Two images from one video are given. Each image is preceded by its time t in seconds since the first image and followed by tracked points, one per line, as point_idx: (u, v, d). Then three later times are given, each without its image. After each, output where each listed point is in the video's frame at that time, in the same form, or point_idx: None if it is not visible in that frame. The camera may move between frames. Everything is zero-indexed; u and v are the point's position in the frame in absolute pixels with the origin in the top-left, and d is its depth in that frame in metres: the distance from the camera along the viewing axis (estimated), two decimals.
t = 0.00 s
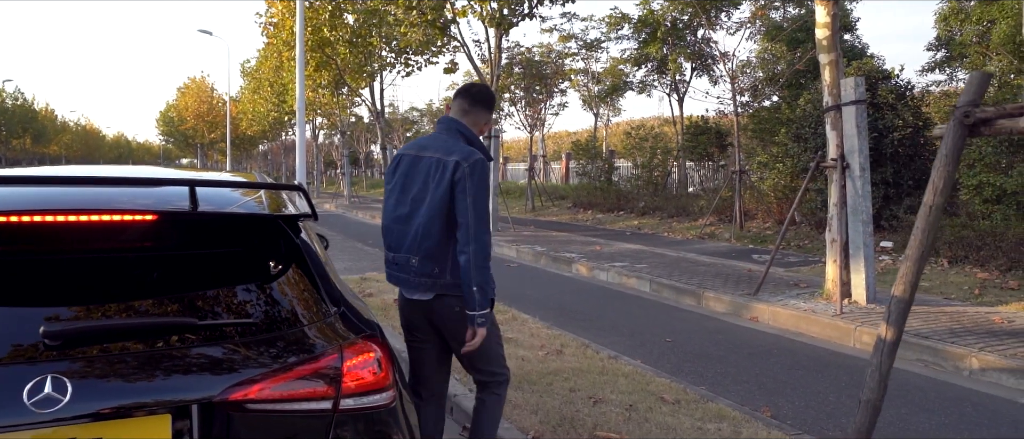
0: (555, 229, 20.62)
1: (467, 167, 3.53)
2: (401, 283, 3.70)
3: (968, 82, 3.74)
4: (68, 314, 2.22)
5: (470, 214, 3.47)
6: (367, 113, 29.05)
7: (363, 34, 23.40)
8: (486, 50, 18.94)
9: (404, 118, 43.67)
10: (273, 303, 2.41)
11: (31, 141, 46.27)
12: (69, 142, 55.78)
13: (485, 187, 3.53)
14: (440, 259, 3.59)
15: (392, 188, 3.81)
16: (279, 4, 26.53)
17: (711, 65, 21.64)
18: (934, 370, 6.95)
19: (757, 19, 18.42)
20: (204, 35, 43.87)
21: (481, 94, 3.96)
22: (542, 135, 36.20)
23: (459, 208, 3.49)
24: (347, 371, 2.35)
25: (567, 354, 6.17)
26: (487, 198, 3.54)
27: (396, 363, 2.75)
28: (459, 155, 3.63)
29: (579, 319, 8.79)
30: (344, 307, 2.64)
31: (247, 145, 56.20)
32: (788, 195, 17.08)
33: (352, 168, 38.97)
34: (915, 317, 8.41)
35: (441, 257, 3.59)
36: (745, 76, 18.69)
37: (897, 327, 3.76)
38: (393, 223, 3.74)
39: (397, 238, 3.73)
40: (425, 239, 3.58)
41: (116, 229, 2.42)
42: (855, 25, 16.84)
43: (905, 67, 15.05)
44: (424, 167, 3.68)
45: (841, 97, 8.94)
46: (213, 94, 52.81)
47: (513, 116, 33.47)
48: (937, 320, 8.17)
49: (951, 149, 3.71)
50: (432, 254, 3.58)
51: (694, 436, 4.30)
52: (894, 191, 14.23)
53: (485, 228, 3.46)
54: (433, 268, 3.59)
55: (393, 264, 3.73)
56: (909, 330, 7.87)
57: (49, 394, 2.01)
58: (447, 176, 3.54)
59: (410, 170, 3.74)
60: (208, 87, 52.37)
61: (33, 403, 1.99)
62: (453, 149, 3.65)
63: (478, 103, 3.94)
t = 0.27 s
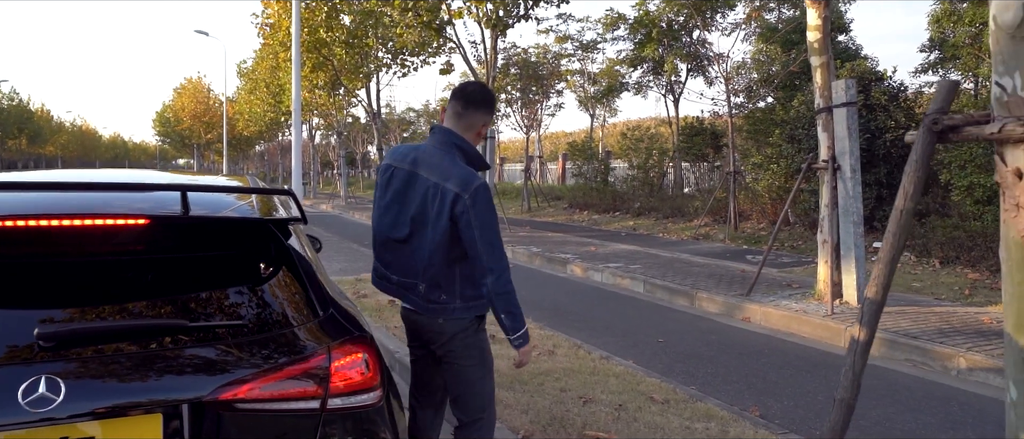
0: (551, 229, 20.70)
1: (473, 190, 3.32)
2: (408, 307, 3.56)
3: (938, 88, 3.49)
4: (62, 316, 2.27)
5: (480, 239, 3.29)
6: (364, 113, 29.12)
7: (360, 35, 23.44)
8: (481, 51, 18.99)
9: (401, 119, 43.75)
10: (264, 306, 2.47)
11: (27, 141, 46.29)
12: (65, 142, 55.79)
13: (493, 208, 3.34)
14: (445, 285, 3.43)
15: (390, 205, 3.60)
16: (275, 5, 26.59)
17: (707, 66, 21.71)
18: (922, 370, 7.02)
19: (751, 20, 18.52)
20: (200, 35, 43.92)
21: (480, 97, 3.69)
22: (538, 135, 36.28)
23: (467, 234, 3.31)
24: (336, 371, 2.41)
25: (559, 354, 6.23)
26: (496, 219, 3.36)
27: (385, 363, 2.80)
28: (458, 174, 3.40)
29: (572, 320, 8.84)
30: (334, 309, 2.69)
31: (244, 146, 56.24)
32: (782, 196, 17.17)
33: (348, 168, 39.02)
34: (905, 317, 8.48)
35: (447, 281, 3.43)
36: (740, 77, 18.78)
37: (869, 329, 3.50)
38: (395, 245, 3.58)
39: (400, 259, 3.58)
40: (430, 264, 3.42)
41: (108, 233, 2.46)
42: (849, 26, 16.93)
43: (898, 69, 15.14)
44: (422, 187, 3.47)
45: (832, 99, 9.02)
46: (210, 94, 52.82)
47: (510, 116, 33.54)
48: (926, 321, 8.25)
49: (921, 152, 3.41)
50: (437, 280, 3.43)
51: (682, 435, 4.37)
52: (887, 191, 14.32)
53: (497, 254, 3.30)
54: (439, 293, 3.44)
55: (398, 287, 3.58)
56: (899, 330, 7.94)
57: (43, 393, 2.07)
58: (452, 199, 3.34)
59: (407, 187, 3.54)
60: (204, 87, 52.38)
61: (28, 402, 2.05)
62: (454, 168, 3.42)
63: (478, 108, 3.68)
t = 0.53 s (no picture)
0: (546, 230, 20.78)
1: (438, 190, 3.17)
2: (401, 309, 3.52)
3: (906, 96, 3.22)
4: (58, 318, 2.34)
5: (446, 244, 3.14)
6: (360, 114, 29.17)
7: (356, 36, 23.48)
8: (477, 53, 19.04)
9: (397, 119, 43.82)
10: (256, 308, 2.53)
11: (23, 142, 46.32)
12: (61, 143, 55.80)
13: (457, 212, 3.16)
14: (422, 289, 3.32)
15: (390, 204, 3.57)
16: (272, 6, 26.64)
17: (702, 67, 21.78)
18: (911, 370, 7.10)
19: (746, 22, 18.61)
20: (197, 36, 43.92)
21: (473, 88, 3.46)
22: (535, 136, 36.34)
23: (431, 237, 3.17)
24: (325, 371, 2.48)
25: (550, 355, 6.30)
26: (464, 222, 3.17)
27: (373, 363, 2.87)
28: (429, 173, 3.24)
29: (566, 321, 8.91)
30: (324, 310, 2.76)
31: (241, 147, 56.29)
32: (776, 196, 17.27)
33: (345, 168, 39.08)
34: (895, 317, 8.56)
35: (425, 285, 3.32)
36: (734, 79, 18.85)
37: (842, 328, 3.29)
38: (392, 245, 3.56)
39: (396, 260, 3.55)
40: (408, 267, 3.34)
41: (102, 237, 2.53)
42: (843, 28, 17.01)
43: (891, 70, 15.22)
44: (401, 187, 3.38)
45: (824, 101, 9.09)
46: (207, 95, 52.85)
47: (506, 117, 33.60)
48: (916, 321, 8.33)
49: (886, 158, 3.14)
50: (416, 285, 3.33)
51: (670, 434, 4.45)
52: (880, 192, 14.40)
53: (459, 260, 3.13)
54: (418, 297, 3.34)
55: (395, 288, 3.56)
56: (888, 330, 8.02)
57: (40, 392, 2.13)
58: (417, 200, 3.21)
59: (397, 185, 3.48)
60: (201, 87, 52.41)
61: (25, 401, 2.12)
62: (426, 167, 3.27)
63: (471, 98, 3.44)
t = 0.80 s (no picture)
0: (542, 230, 20.88)
1: (426, 188, 3.12)
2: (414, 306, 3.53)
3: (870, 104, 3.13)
4: (56, 316, 2.42)
5: (423, 247, 3.07)
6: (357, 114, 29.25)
7: (353, 37, 23.55)
8: (473, 54, 19.12)
9: (395, 120, 43.92)
10: (249, 308, 2.61)
11: (21, 142, 46.38)
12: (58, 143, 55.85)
13: (440, 212, 3.08)
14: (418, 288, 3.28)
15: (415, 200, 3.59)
16: (269, 7, 26.71)
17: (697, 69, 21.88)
18: (898, 368, 7.20)
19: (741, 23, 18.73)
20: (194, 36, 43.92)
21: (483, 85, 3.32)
22: (532, 137, 36.44)
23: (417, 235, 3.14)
24: (314, 366, 2.56)
25: (542, 353, 6.39)
26: (447, 223, 3.08)
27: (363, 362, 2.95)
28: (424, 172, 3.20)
29: (559, 320, 8.99)
30: (314, 310, 2.84)
31: (238, 147, 56.38)
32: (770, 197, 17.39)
33: (342, 169, 39.17)
34: (884, 317, 8.66)
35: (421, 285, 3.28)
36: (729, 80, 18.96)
37: (813, 325, 3.12)
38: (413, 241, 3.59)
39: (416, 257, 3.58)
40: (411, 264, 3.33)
41: (100, 237, 2.61)
42: (837, 30, 17.12)
43: (884, 71, 15.32)
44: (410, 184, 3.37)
45: (815, 103, 9.19)
46: (204, 95, 52.92)
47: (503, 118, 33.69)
48: (905, 321, 8.43)
49: (852, 163, 3.04)
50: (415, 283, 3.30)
51: (656, 430, 4.54)
52: (873, 193, 14.50)
53: (436, 262, 3.03)
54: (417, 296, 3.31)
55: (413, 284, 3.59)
56: (877, 330, 8.12)
57: (39, 386, 2.22)
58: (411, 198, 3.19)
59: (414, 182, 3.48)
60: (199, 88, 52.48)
61: (25, 395, 2.20)
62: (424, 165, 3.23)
63: (478, 97, 3.29)
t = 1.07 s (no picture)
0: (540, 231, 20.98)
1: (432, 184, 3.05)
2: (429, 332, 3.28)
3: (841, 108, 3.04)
4: (57, 312, 2.50)
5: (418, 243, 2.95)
6: (356, 115, 29.35)
7: (352, 38, 23.62)
8: (470, 55, 19.20)
9: (393, 121, 44.04)
10: (247, 305, 2.70)
11: (20, 142, 46.58)
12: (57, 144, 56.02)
13: (438, 208, 2.96)
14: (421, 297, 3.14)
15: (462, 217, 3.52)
16: (267, 9, 26.83)
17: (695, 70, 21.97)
18: (889, 367, 7.28)
19: (737, 25, 18.83)
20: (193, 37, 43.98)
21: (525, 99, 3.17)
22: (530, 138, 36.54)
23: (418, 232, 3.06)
24: (308, 360, 2.65)
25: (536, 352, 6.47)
26: (442, 221, 2.94)
27: (355, 358, 3.04)
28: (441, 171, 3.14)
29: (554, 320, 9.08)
30: (308, 306, 2.95)
31: (237, 148, 56.49)
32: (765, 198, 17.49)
33: (340, 169, 39.26)
34: (877, 317, 8.75)
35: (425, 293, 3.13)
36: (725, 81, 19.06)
37: (789, 323, 2.93)
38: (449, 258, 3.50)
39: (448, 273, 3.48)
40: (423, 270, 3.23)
41: (103, 236, 2.71)
42: (833, 32, 17.20)
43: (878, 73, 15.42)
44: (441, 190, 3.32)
45: (807, 104, 9.28)
46: (203, 96, 53.01)
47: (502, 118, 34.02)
48: (896, 320, 8.51)
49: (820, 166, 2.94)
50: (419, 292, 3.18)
51: (646, 426, 4.63)
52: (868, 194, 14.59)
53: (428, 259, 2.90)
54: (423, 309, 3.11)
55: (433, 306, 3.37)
56: (868, 329, 8.21)
57: (43, 378, 2.30)
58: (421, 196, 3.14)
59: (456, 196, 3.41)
60: (198, 89, 52.59)
61: (28, 386, 2.28)
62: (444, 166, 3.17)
63: (515, 109, 3.09)
